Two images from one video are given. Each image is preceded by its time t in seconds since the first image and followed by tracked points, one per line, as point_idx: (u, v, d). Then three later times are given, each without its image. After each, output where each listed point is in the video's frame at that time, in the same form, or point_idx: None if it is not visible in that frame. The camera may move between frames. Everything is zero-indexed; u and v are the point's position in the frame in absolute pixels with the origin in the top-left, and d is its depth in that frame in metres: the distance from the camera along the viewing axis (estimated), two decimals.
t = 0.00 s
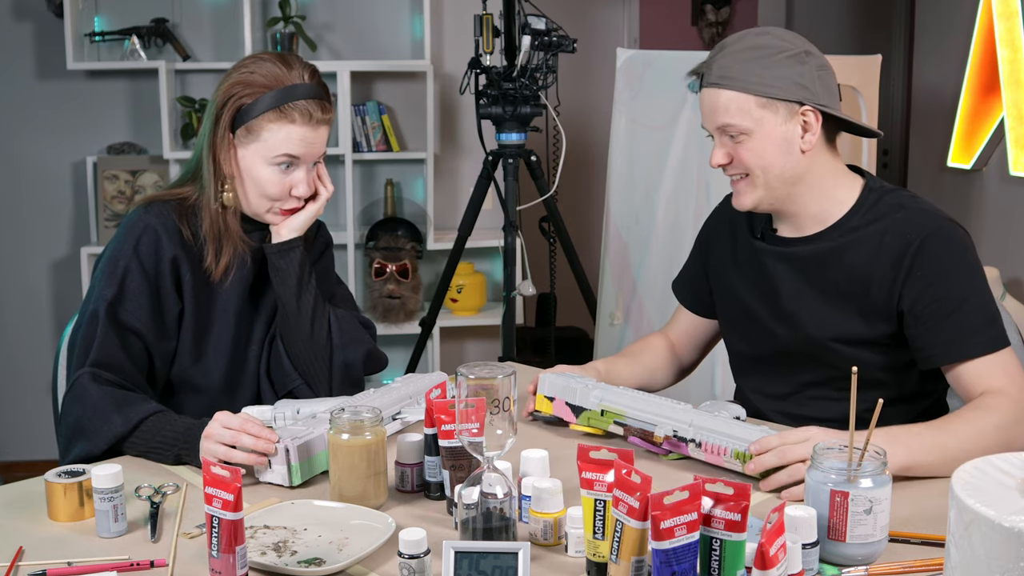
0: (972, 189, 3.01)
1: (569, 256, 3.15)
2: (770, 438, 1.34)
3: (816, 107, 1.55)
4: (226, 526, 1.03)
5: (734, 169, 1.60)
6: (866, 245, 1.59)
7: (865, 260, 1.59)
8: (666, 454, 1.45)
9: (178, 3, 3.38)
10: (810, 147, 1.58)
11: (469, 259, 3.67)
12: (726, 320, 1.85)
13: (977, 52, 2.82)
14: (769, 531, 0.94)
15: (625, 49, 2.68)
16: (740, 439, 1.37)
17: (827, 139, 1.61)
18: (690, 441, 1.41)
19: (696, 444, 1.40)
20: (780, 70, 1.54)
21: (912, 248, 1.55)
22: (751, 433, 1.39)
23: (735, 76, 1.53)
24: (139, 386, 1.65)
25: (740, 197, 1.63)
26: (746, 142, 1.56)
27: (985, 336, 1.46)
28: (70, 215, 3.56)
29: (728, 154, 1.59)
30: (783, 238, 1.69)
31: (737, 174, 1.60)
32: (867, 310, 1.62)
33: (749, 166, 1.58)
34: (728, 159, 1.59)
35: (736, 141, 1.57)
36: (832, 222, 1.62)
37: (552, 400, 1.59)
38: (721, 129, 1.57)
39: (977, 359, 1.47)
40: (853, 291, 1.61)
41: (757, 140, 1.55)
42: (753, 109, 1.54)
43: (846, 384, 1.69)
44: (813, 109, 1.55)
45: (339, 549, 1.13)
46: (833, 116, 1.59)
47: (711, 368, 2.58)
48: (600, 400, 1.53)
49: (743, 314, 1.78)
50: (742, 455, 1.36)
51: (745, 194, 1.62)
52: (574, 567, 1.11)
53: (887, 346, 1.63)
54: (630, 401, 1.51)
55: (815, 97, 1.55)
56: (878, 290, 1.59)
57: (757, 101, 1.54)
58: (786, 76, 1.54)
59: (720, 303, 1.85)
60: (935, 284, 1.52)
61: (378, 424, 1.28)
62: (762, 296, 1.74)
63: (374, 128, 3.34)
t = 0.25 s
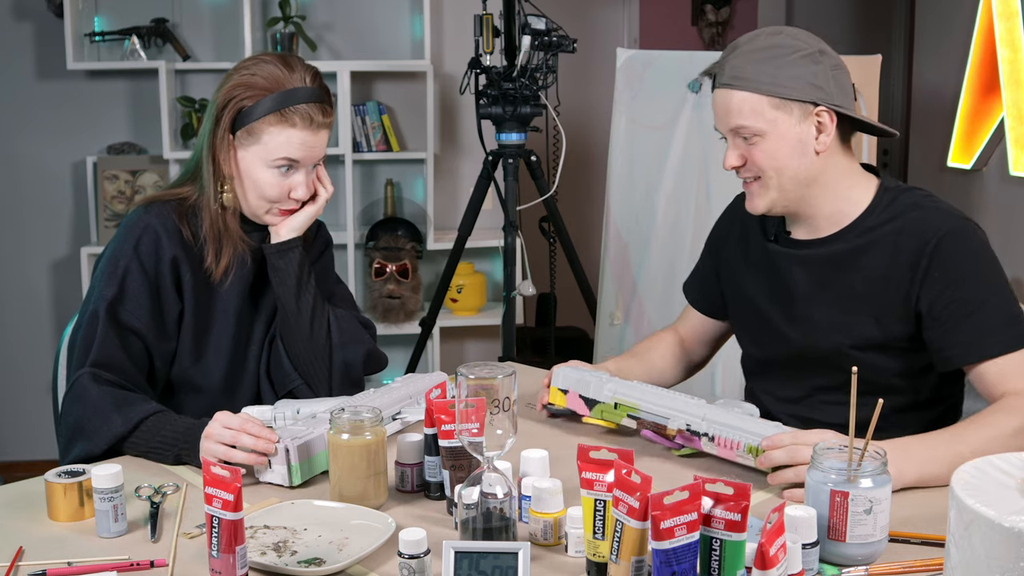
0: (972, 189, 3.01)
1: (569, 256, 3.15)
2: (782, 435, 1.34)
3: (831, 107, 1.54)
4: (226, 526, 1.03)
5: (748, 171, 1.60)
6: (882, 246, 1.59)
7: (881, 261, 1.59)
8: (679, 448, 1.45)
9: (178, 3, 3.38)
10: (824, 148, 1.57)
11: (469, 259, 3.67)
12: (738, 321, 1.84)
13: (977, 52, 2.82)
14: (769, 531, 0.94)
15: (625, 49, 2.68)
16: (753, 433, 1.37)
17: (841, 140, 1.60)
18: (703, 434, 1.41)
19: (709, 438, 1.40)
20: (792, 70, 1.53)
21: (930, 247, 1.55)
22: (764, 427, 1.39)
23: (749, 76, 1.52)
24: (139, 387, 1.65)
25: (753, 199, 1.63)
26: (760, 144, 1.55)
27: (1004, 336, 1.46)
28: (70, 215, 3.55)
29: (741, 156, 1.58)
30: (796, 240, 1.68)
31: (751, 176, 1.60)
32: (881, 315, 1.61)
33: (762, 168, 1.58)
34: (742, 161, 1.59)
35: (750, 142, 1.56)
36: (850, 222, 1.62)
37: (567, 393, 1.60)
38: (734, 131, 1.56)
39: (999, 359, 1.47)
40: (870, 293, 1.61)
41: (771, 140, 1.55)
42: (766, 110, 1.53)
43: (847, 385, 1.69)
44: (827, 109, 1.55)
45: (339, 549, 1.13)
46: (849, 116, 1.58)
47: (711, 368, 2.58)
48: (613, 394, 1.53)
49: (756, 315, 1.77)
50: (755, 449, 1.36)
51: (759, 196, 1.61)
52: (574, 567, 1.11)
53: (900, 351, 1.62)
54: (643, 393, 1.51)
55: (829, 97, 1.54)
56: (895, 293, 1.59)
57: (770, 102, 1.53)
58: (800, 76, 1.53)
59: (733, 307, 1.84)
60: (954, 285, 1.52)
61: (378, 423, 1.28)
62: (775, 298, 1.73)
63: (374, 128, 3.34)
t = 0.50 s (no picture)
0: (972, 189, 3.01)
1: (570, 256, 3.15)
2: (778, 439, 1.34)
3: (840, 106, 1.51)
4: (226, 526, 1.03)
5: (766, 177, 1.58)
6: (912, 244, 1.59)
7: (912, 259, 1.59)
8: (676, 453, 1.45)
9: (178, 3, 3.38)
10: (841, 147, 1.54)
11: (469, 259, 3.67)
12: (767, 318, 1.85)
13: (977, 52, 2.82)
14: (769, 531, 0.94)
15: (625, 49, 2.69)
16: (750, 438, 1.37)
17: (859, 134, 1.56)
18: (700, 439, 1.41)
19: (706, 442, 1.40)
20: (797, 71, 1.50)
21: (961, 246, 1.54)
22: (761, 433, 1.38)
23: (755, 83, 1.50)
24: (138, 386, 1.65)
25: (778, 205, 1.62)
26: (772, 150, 1.54)
27: None
28: (70, 215, 3.55)
29: (756, 163, 1.57)
30: (822, 240, 1.68)
31: (768, 182, 1.59)
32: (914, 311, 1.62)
33: (778, 174, 1.57)
34: (757, 168, 1.58)
35: (763, 148, 1.55)
36: (877, 221, 1.61)
37: (564, 399, 1.59)
38: (746, 138, 1.55)
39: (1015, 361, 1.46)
40: (900, 290, 1.61)
41: (783, 146, 1.53)
42: (774, 115, 1.51)
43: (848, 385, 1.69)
44: (838, 109, 1.51)
45: (340, 549, 1.13)
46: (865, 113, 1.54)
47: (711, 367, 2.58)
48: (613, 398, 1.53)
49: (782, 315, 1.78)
50: (752, 453, 1.36)
51: (779, 201, 1.61)
52: (573, 567, 1.11)
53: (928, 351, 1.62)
54: (643, 400, 1.51)
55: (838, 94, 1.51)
56: (926, 290, 1.60)
57: (777, 106, 1.50)
58: (806, 78, 1.50)
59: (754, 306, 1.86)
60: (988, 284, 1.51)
61: (378, 424, 1.29)
62: (804, 297, 1.74)
63: (374, 127, 3.34)
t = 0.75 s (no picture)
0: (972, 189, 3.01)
1: (570, 256, 3.15)
2: (778, 440, 1.33)
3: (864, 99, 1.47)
4: (226, 526, 1.03)
5: (790, 173, 1.55)
6: (956, 240, 1.55)
7: (956, 255, 1.55)
8: (677, 453, 1.45)
9: (178, 3, 3.38)
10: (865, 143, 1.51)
11: (469, 259, 3.67)
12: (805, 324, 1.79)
13: (977, 52, 2.82)
14: (769, 531, 0.94)
15: (625, 49, 2.69)
16: (750, 439, 1.37)
17: (886, 131, 1.52)
18: (700, 441, 1.41)
19: (706, 443, 1.40)
20: (822, 64, 1.47)
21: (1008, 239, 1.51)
22: (761, 434, 1.38)
23: (780, 76, 1.48)
24: (139, 387, 1.65)
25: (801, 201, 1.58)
26: (795, 145, 1.51)
27: None
28: (70, 215, 3.55)
29: (780, 158, 1.54)
30: (863, 239, 1.63)
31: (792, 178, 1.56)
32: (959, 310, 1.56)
33: (801, 169, 1.53)
34: (781, 163, 1.55)
35: (786, 143, 1.52)
36: (921, 216, 1.57)
37: (564, 399, 1.59)
38: (770, 132, 1.52)
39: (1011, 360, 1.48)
40: (948, 287, 1.56)
41: (805, 140, 1.50)
42: (797, 109, 1.48)
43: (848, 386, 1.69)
44: (861, 103, 1.48)
45: (339, 549, 1.13)
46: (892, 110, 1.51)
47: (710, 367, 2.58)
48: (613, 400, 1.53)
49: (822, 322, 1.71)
50: (752, 454, 1.36)
51: (803, 198, 1.57)
52: (573, 567, 1.11)
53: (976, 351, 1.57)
54: (642, 400, 1.51)
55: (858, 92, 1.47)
56: (974, 286, 1.55)
57: (801, 100, 1.48)
58: (830, 71, 1.47)
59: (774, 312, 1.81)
60: None
61: (378, 424, 1.29)
62: (844, 300, 1.68)
63: (374, 128, 3.34)
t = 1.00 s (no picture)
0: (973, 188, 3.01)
1: (569, 256, 3.15)
2: (781, 439, 1.33)
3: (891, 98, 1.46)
4: (226, 526, 1.03)
5: (816, 174, 1.55)
6: (988, 239, 1.53)
7: (988, 254, 1.53)
8: (677, 453, 1.45)
9: (178, 3, 3.38)
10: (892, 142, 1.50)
11: (469, 259, 3.67)
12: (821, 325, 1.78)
13: (977, 52, 2.82)
14: (769, 531, 0.94)
15: (625, 49, 2.70)
16: (752, 439, 1.37)
17: (913, 130, 1.51)
18: (701, 440, 1.41)
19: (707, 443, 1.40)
20: (848, 64, 1.46)
21: None
22: (762, 433, 1.39)
23: (804, 76, 1.48)
24: (139, 387, 1.65)
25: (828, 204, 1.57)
26: (821, 145, 1.50)
27: None
28: (70, 215, 3.55)
29: (807, 159, 1.54)
30: (892, 240, 1.61)
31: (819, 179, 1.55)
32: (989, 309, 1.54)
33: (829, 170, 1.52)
34: (808, 164, 1.54)
35: (811, 144, 1.51)
36: (952, 216, 1.55)
37: (564, 399, 1.59)
38: (795, 134, 1.52)
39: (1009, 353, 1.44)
40: (979, 289, 1.54)
41: (831, 140, 1.49)
42: (823, 109, 1.47)
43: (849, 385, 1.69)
44: (887, 102, 1.47)
45: (339, 549, 1.13)
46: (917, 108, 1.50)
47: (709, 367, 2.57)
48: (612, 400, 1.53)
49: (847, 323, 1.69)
50: (753, 454, 1.36)
51: (830, 200, 1.56)
52: (574, 567, 1.11)
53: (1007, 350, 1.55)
54: (643, 399, 1.51)
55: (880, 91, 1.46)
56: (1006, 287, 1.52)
57: (826, 99, 1.47)
58: (856, 70, 1.46)
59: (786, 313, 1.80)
60: None
61: (378, 423, 1.29)
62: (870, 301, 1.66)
63: (374, 128, 3.34)
